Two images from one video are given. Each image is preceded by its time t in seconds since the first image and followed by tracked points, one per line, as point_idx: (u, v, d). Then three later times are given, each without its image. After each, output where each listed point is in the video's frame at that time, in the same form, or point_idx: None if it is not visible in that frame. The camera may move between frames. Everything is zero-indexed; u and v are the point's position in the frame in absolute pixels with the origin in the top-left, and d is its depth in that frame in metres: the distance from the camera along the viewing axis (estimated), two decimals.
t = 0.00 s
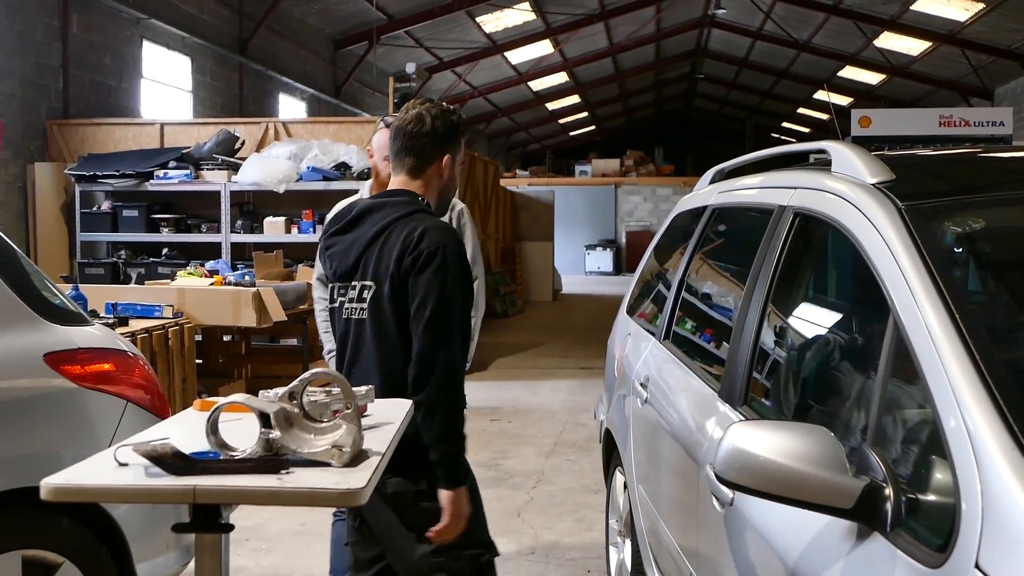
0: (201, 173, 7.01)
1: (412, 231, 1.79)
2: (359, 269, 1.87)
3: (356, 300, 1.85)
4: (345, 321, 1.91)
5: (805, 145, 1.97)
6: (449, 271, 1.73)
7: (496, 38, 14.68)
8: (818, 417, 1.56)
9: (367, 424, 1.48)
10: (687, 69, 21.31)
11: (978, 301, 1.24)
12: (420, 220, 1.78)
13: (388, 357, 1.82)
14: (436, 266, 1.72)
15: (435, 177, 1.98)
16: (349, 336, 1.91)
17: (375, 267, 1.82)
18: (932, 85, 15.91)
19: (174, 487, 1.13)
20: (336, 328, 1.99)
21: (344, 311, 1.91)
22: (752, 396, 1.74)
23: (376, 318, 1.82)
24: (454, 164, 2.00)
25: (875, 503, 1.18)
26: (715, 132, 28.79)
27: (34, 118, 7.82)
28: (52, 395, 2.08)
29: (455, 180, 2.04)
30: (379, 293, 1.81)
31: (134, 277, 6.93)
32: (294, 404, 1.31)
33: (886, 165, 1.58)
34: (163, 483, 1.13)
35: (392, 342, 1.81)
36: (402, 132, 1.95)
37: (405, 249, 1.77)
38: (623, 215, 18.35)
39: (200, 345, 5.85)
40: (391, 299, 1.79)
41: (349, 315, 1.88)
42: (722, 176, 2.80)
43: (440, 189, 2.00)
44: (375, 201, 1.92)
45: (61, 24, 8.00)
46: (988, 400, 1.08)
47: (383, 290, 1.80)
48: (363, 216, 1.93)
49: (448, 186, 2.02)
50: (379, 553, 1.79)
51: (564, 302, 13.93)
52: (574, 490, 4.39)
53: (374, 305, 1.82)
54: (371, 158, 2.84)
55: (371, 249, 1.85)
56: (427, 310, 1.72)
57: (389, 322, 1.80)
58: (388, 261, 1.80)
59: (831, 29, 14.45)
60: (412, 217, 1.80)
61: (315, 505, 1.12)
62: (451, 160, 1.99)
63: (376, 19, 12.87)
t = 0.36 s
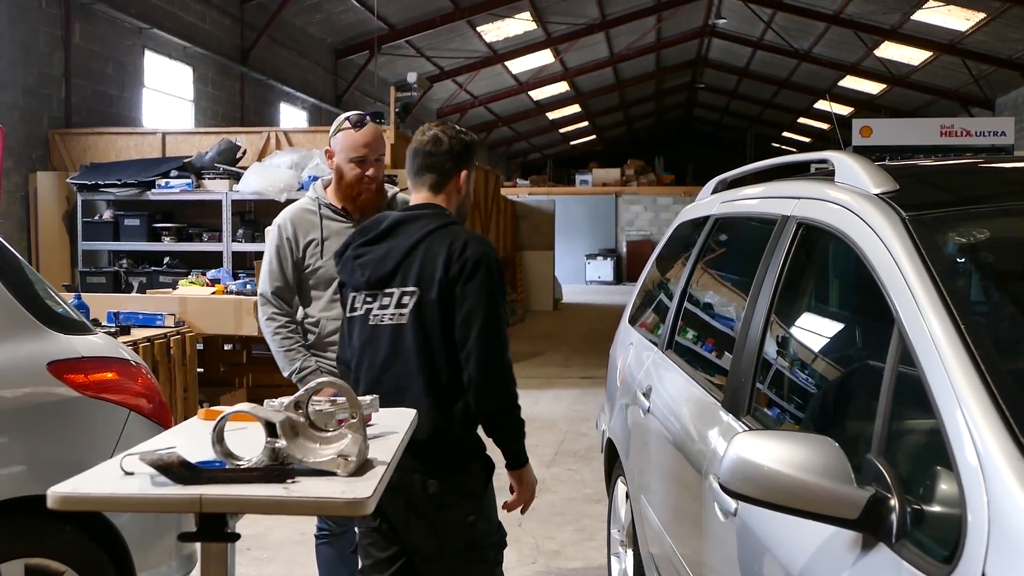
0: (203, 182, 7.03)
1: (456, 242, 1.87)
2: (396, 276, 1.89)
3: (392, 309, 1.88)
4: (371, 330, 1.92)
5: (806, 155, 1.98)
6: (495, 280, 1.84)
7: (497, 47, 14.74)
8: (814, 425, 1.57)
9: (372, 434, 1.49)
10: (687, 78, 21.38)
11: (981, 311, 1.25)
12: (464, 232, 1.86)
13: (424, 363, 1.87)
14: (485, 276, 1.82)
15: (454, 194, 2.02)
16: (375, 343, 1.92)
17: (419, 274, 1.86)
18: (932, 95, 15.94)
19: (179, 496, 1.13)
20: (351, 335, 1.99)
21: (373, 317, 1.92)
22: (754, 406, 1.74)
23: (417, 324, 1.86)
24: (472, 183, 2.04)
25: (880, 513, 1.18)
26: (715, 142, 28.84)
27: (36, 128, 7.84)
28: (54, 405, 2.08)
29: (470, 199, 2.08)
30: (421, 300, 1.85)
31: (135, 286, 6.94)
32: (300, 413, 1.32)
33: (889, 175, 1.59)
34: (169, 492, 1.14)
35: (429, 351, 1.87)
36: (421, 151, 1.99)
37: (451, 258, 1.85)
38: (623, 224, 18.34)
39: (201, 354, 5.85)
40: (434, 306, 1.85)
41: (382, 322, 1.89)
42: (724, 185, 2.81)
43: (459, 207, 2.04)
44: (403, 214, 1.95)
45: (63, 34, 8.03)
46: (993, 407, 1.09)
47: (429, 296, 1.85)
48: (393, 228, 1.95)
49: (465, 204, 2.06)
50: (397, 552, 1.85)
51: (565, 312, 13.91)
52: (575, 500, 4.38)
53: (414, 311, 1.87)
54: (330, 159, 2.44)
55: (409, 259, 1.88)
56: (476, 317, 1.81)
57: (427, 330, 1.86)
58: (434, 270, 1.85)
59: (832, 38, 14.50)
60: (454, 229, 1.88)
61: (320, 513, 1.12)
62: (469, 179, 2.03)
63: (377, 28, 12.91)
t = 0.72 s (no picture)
0: (209, 191, 7.05)
1: (533, 260, 2.02)
2: (474, 285, 2.03)
3: (467, 316, 2.03)
4: (440, 332, 2.05)
5: (812, 163, 1.98)
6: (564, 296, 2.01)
7: (501, 55, 14.80)
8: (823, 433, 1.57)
9: (381, 441, 1.49)
10: (691, 85, 21.43)
11: (989, 318, 1.25)
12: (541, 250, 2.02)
13: (493, 368, 2.01)
14: (561, 293, 2.00)
15: (521, 212, 2.16)
16: (444, 345, 2.05)
17: (497, 286, 2.01)
18: (937, 101, 15.95)
19: (191, 505, 1.14)
20: (415, 334, 2.11)
21: (446, 319, 2.05)
22: (763, 414, 1.74)
23: (492, 331, 2.00)
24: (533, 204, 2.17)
25: (890, 521, 1.18)
26: (719, 148, 28.88)
27: (42, 137, 7.87)
28: (62, 413, 2.08)
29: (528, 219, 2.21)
30: (495, 311, 2.00)
31: (141, 294, 6.96)
32: (310, 421, 1.33)
33: (896, 182, 1.59)
34: (181, 500, 1.14)
35: (499, 356, 2.02)
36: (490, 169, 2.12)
37: (530, 275, 2.01)
38: (628, 231, 18.35)
39: (207, 362, 5.86)
40: (508, 317, 2.00)
41: (456, 325, 2.04)
42: (730, 193, 2.81)
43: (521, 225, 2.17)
44: (477, 230, 2.09)
45: (69, 43, 8.07)
46: (1003, 413, 1.09)
47: (505, 308, 2.00)
48: (465, 242, 2.09)
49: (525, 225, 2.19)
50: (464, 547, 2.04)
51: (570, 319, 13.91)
52: (581, 507, 4.37)
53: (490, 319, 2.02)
54: (331, 167, 2.42)
55: (487, 274, 2.03)
56: (551, 331, 1.97)
57: (499, 338, 2.01)
58: (514, 284, 2.00)
59: (835, 45, 14.53)
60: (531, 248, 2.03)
61: (331, 521, 1.13)
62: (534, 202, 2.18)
63: (382, 36, 12.96)
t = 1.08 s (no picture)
0: (215, 199, 7.08)
1: (576, 260, 2.44)
2: (525, 285, 2.41)
3: (521, 312, 2.41)
4: (499, 327, 2.43)
5: (818, 170, 1.99)
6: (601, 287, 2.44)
7: (507, 61, 14.83)
8: (833, 440, 1.57)
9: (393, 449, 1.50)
10: (696, 91, 21.44)
11: (999, 325, 1.25)
12: (583, 251, 2.43)
13: (547, 356, 2.39)
14: (604, 290, 2.43)
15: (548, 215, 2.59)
16: (498, 339, 2.43)
17: (549, 285, 2.41)
18: (943, 108, 15.93)
19: (206, 512, 1.15)
20: (474, 331, 2.47)
21: (498, 317, 2.43)
22: (772, 420, 1.73)
23: (545, 325, 2.39)
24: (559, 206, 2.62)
25: (900, 529, 1.18)
26: (724, 155, 28.87)
27: (50, 145, 7.90)
28: (73, 421, 2.09)
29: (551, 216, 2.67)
30: (547, 305, 2.40)
31: (148, 301, 6.98)
32: (323, 429, 1.33)
33: (904, 190, 1.60)
34: (196, 508, 1.15)
35: (553, 346, 2.39)
36: (521, 179, 2.56)
37: (577, 274, 2.42)
38: (634, 238, 18.35)
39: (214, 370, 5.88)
40: (559, 311, 2.40)
41: (511, 320, 2.42)
42: (737, 200, 2.82)
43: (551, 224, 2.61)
44: (521, 232, 2.48)
45: (76, 51, 8.11)
46: (1012, 417, 1.09)
47: (556, 303, 2.40)
48: (513, 246, 2.46)
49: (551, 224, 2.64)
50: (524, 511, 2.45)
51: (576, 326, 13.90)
52: (588, 514, 4.37)
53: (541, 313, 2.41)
54: (337, 168, 2.46)
55: (536, 273, 2.42)
56: (604, 321, 2.43)
57: (552, 330, 2.40)
58: (564, 283, 2.41)
59: (841, 51, 14.55)
60: (574, 249, 2.44)
61: (346, 528, 1.14)
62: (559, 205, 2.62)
63: (388, 43, 12.99)
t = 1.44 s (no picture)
0: (231, 205, 7.13)
1: (565, 262, 2.58)
2: (521, 289, 2.58)
3: (518, 313, 2.57)
4: (499, 331, 2.60)
5: (834, 179, 1.99)
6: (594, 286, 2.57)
7: (522, 69, 14.87)
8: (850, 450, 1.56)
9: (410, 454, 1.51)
10: (711, 100, 21.41)
11: (1020, 335, 1.24)
12: (571, 253, 2.59)
13: (545, 356, 2.55)
14: (593, 284, 2.55)
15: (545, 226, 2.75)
16: (502, 341, 2.60)
17: (541, 288, 2.56)
18: (960, 117, 15.84)
19: (226, 515, 1.16)
20: (479, 337, 2.65)
21: (502, 322, 2.60)
22: (790, 428, 1.71)
23: (539, 324, 2.55)
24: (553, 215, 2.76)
25: (920, 538, 1.16)
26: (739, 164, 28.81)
27: (67, 151, 7.98)
28: (90, 426, 2.11)
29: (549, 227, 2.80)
30: (541, 306, 2.56)
31: (164, 306, 7.03)
32: (341, 433, 1.34)
33: (924, 199, 1.59)
34: (216, 510, 1.16)
35: (549, 343, 2.55)
36: (516, 197, 2.73)
37: (567, 274, 2.56)
38: (648, 246, 18.31)
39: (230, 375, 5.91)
40: (553, 311, 2.55)
41: (510, 322, 2.58)
42: (753, 208, 2.81)
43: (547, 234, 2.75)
44: (517, 242, 2.65)
45: (93, 58, 8.20)
46: None
47: (549, 304, 2.55)
48: (510, 253, 2.64)
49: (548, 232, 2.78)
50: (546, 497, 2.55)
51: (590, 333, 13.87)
52: (602, 522, 4.35)
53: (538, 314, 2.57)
54: (349, 175, 2.47)
55: (529, 275, 2.58)
56: (591, 316, 2.52)
57: (546, 328, 2.56)
58: (554, 285, 2.56)
59: (857, 59, 14.50)
60: (563, 252, 2.59)
61: (364, 532, 1.14)
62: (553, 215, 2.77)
63: (403, 51, 13.06)
